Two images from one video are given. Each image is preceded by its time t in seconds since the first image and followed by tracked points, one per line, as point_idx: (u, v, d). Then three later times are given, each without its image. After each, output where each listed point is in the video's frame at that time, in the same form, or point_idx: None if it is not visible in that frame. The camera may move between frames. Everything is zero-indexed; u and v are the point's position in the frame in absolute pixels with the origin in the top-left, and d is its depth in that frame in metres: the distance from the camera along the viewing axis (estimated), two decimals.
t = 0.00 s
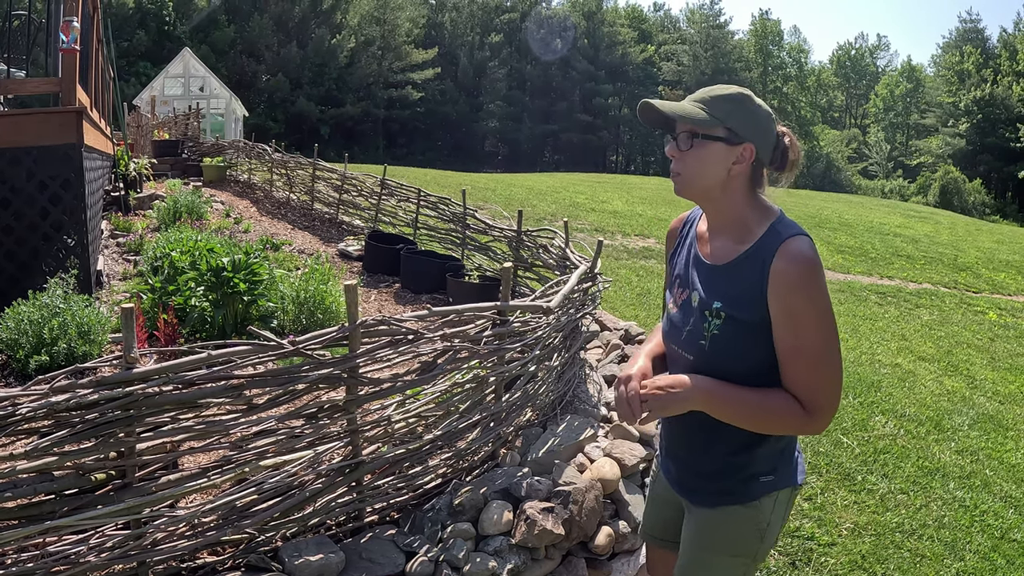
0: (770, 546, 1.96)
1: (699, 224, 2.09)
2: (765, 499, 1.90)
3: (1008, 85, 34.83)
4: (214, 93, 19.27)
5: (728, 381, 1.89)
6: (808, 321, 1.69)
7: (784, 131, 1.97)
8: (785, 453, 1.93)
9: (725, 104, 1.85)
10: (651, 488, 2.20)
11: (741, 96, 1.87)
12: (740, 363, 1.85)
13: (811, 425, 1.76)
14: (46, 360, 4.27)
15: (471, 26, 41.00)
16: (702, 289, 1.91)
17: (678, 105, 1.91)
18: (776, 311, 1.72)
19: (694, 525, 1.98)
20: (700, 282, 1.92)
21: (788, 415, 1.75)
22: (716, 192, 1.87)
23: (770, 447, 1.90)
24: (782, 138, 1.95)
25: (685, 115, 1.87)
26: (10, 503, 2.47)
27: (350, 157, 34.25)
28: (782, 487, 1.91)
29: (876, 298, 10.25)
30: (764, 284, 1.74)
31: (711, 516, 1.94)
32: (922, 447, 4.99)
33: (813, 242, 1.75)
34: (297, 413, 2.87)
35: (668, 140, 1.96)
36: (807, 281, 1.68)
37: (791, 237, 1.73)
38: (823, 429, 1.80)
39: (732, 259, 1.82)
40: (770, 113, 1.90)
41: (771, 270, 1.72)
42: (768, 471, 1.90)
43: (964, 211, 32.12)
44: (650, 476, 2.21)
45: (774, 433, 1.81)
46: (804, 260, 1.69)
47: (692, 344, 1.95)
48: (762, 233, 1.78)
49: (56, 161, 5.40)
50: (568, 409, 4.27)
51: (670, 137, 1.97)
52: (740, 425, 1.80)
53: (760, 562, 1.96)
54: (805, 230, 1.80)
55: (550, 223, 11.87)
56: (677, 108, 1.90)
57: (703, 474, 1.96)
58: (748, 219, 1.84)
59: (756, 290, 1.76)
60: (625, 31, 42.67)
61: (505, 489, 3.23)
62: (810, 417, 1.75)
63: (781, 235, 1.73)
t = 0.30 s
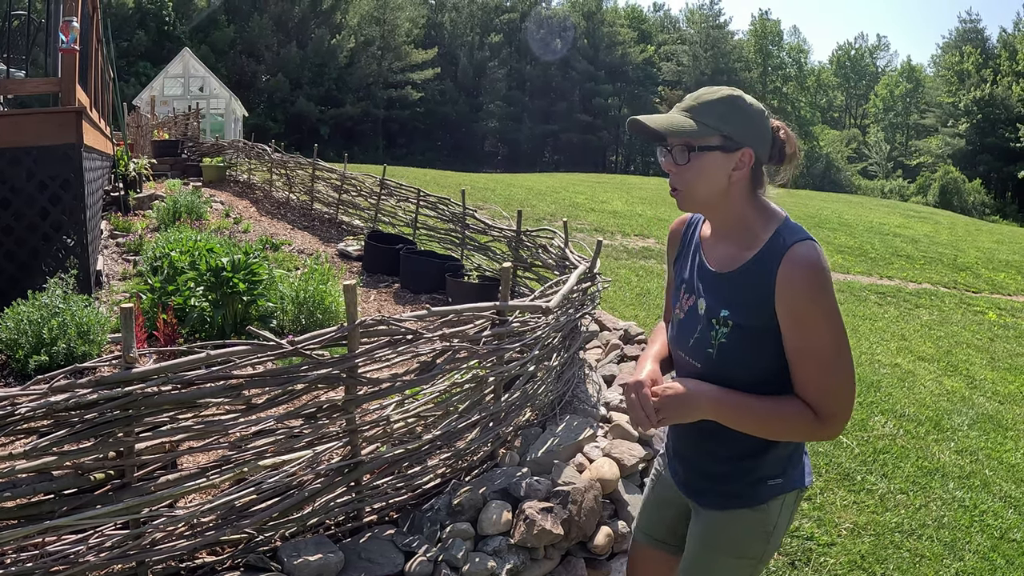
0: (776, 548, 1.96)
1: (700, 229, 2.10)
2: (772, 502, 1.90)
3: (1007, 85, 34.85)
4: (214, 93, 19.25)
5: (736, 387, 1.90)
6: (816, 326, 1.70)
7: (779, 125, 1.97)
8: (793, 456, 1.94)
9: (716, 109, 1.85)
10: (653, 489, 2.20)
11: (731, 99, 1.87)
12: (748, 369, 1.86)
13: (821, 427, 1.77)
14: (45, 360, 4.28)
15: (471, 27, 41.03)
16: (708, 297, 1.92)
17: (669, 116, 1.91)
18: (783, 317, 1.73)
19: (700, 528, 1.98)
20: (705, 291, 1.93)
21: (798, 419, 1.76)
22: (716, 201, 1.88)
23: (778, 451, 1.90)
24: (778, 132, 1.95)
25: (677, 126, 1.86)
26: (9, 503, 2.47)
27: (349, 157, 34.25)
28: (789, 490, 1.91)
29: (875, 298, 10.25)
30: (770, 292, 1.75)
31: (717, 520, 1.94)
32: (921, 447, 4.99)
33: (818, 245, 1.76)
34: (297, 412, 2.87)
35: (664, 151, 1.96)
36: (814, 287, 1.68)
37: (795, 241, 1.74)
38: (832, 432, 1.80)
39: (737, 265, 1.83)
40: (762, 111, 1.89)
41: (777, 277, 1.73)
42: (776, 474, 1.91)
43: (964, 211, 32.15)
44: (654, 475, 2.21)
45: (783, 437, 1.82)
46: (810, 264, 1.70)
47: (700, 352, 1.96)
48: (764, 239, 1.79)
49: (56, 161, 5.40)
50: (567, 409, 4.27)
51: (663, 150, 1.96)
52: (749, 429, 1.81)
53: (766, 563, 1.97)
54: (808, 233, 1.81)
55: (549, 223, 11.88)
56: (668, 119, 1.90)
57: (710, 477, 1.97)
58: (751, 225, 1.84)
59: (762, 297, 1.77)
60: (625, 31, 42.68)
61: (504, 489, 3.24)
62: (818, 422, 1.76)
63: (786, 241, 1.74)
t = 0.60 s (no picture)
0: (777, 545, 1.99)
1: (702, 229, 2.10)
2: (777, 499, 1.92)
3: (1007, 85, 34.88)
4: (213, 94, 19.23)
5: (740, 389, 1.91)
6: (821, 330, 1.71)
7: (784, 126, 1.97)
8: (796, 453, 1.95)
9: (721, 110, 1.85)
10: (652, 487, 2.19)
11: (736, 98, 1.87)
12: (752, 372, 1.87)
13: (824, 429, 1.78)
14: (45, 361, 4.28)
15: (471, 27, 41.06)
16: (710, 301, 1.93)
17: (674, 116, 1.91)
18: (787, 321, 1.74)
19: (705, 528, 1.98)
20: (707, 294, 1.94)
21: (802, 423, 1.77)
22: (721, 201, 1.88)
23: (782, 449, 1.91)
24: (783, 134, 1.96)
25: (680, 125, 1.87)
26: (9, 503, 2.48)
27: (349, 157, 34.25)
28: (793, 487, 1.93)
29: (875, 298, 10.25)
30: (775, 296, 1.76)
31: (723, 518, 1.94)
32: (921, 447, 5.00)
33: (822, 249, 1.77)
34: (296, 413, 2.88)
35: (666, 152, 1.97)
36: (819, 291, 1.70)
37: (799, 245, 1.75)
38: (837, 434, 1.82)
39: (740, 270, 1.83)
40: (768, 111, 1.90)
41: (783, 281, 1.74)
42: (781, 472, 1.92)
43: (963, 211, 32.20)
44: (652, 475, 2.20)
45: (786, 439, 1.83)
46: (816, 269, 1.71)
47: (703, 354, 1.97)
48: (769, 242, 1.79)
49: (55, 161, 5.40)
50: (567, 409, 4.28)
51: (667, 151, 1.97)
52: (754, 431, 1.82)
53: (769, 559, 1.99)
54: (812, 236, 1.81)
55: (549, 223, 11.88)
56: (674, 118, 1.90)
57: (715, 476, 1.97)
58: (755, 228, 1.85)
59: (766, 302, 1.78)
60: (624, 31, 42.67)
61: (503, 489, 3.24)
62: (824, 423, 1.77)
63: (790, 245, 1.75)
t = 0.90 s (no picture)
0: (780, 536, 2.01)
1: (695, 230, 2.09)
2: (782, 490, 1.94)
3: (1005, 85, 34.91)
4: (212, 94, 19.21)
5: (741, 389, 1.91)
6: (819, 328, 1.72)
7: (775, 127, 1.96)
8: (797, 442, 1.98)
9: (709, 115, 1.85)
10: (652, 484, 2.19)
11: (725, 102, 1.86)
12: (751, 372, 1.87)
13: (825, 424, 1.79)
14: (43, 361, 4.28)
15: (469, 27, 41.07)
16: (707, 303, 1.93)
17: (661, 122, 1.91)
18: (785, 323, 1.75)
19: (712, 522, 1.98)
20: (704, 297, 1.94)
21: (803, 420, 1.78)
22: (711, 205, 1.88)
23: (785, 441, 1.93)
24: (774, 136, 1.94)
25: (668, 131, 1.87)
26: (8, 504, 2.48)
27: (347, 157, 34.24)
28: (797, 476, 1.96)
29: (873, 298, 10.25)
30: (773, 296, 1.76)
31: (731, 512, 1.95)
32: (920, 447, 5.00)
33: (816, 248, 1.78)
34: (296, 413, 2.88)
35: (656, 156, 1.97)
36: (816, 289, 1.70)
37: (794, 245, 1.76)
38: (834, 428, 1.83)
39: (737, 272, 1.83)
40: (758, 112, 1.88)
41: (781, 282, 1.74)
42: (785, 463, 1.94)
43: (962, 210, 32.30)
44: (653, 472, 2.20)
45: (787, 434, 1.85)
46: (813, 269, 1.72)
47: (703, 356, 1.97)
48: (764, 244, 1.80)
49: (54, 162, 5.40)
50: (566, 409, 4.28)
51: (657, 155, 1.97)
52: (755, 428, 1.83)
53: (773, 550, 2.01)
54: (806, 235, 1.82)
55: (548, 223, 11.89)
56: (662, 124, 1.90)
57: (722, 471, 1.98)
58: (750, 231, 1.85)
59: (764, 303, 1.78)
60: (623, 31, 42.60)
61: (502, 489, 3.24)
62: (823, 418, 1.78)
63: (786, 246, 1.76)
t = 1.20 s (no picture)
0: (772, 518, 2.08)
1: (682, 228, 2.12)
2: (775, 474, 2.02)
3: (1006, 85, 34.91)
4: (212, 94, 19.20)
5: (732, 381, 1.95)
6: (808, 322, 1.77)
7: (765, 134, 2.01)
8: (785, 429, 2.06)
9: (722, 114, 1.87)
10: (650, 478, 2.25)
11: (735, 106, 1.89)
12: (743, 365, 1.91)
13: (813, 409, 1.85)
14: (43, 362, 4.27)
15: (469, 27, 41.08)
16: (698, 299, 1.96)
17: (677, 115, 1.90)
18: (779, 316, 1.79)
19: (712, 511, 2.03)
20: (695, 294, 1.97)
21: (796, 408, 1.84)
22: (715, 202, 1.91)
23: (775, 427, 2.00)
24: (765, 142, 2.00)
25: (684, 125, 1.87)
26: (7, 504, 2.47)
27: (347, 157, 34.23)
28: (787, 460, 2.04)
29: (873, 298, 10.24)
30: (765, 292, 1.80)
31: (730, 499, 2.00)
32: (920, 447, 5.00)
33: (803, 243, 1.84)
34: (295, 413, 2.88)
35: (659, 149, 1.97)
36: (808, 285, 1.76)
37: (785, 240, 1.81)
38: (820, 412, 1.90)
39: (731, 268, 1.87)
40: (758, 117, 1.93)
41: (773, 277, 1.79)
42: (777, 448, 2.02)
43: (962, 210, 32.33)
44: (650, 467, 2.26)
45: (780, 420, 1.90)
46: (804, 264, 1.77)
47: (695, 352, 1.99)
48: (755, 241, 1.84)
49: (54, 162, 5.40)
50: (566, 409, 4.27)
51: (662, 145, 1.97)
52: (749, 416, 1.87)
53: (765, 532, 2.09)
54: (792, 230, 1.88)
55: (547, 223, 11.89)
56: (677, 117, 1.90)
57: (719, 461, 2.03)
58: (743, 228, 1.88)
59: (757, 297, 1.82)
60: (622, 31, 42.51)
61: (502, 489, 3.25)
62: (812, 404, 1.85)
63: (777, 243, 1.80)
